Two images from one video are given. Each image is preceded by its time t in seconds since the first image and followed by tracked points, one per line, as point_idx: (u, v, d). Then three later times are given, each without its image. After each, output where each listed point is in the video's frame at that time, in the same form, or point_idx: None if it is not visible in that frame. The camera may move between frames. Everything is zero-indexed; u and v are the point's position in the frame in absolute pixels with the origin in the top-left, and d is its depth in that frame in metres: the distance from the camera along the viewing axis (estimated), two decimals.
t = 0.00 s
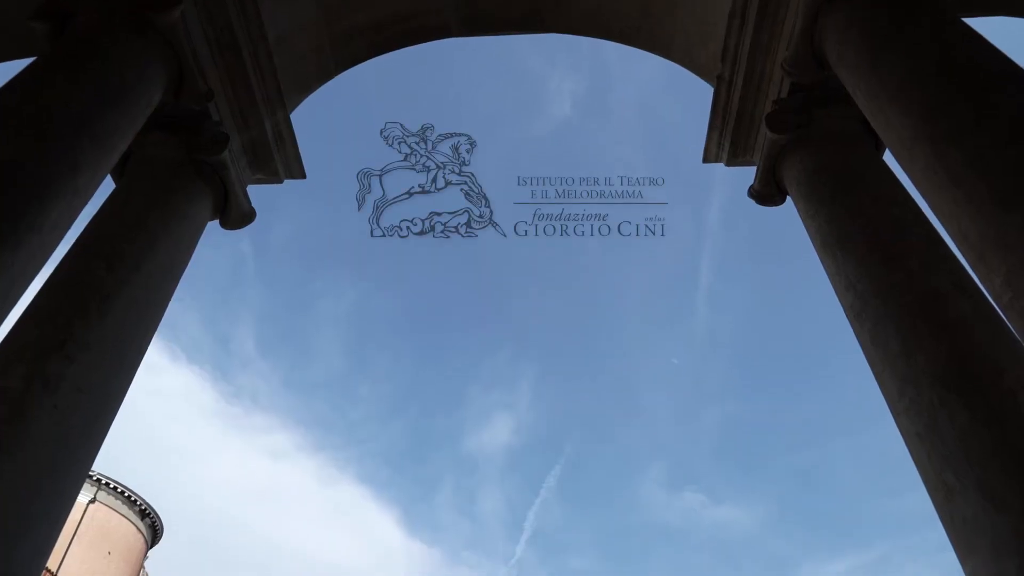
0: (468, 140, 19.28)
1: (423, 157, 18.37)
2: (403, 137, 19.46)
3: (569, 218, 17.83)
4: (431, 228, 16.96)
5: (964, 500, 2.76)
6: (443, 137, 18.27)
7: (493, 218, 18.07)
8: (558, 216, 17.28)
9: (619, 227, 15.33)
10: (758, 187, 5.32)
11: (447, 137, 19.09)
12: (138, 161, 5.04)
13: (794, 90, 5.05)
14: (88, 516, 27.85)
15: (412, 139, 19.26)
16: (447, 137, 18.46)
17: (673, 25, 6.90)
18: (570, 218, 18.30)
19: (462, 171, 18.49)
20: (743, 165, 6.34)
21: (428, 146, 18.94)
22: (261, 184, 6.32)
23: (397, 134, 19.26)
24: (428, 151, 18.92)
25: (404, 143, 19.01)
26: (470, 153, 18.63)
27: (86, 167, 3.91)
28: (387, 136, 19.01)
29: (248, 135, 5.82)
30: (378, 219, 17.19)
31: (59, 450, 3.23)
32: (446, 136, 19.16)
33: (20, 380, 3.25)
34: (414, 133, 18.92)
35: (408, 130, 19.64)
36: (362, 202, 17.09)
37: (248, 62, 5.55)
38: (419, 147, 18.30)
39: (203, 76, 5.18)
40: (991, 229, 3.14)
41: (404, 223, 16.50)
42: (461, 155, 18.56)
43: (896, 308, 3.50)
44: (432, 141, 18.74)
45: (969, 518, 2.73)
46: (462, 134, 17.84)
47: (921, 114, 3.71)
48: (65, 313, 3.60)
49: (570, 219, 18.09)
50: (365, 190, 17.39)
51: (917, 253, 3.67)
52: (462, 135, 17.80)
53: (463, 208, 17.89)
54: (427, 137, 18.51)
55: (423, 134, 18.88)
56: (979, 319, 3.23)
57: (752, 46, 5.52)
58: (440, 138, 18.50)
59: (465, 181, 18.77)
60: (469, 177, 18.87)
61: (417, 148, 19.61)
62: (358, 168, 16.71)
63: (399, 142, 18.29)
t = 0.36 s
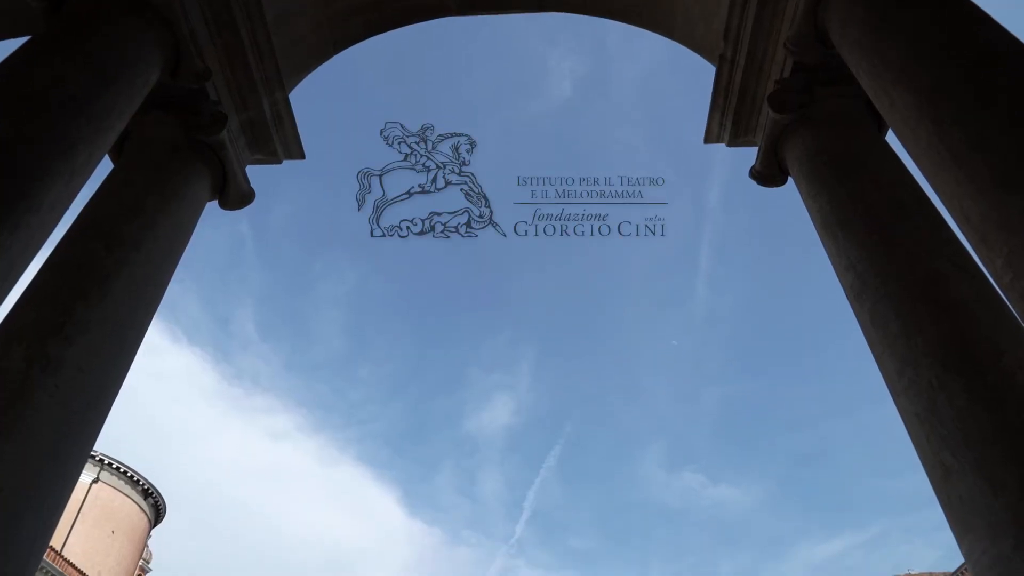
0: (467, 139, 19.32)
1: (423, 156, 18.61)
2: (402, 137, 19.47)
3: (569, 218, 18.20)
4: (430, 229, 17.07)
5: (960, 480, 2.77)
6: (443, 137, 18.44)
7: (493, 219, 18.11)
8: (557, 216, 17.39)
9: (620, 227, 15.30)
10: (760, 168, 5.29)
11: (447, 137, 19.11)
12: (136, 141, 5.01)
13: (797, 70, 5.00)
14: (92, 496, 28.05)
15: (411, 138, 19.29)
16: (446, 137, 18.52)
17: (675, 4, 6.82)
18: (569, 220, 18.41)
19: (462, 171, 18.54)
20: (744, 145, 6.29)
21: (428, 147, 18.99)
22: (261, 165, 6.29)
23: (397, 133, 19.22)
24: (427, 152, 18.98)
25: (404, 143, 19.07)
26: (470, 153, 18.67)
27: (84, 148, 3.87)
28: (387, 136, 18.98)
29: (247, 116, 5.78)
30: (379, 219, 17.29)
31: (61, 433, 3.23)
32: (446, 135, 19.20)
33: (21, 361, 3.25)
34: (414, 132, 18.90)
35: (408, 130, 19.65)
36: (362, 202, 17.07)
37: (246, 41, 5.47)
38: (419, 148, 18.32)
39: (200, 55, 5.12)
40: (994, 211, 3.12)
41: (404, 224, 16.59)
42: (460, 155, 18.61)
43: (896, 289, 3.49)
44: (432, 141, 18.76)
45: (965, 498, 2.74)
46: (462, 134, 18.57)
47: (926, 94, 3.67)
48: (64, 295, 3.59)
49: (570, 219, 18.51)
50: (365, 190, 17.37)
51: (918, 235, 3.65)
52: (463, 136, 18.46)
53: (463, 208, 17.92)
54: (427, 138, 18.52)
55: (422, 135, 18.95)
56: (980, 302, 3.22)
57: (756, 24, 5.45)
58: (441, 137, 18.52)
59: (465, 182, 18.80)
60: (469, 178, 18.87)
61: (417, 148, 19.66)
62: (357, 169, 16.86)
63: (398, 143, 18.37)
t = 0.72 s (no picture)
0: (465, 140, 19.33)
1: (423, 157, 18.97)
2: (402, 137, 19.44)
3: (568, 218, 18.89)
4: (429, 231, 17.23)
5: (957, 454, 2.78)
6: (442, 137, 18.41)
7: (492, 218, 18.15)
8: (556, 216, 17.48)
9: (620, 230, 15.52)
10: (761, 144, 5.25)
11: (446, 138, 19.08)
12: (133, 116, 4.97)
13: (800, 44, 4.94)
14: (95, 473, 28.21)
15: (411, 139, 19.26)
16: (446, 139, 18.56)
17: None
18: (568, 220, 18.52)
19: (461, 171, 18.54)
20: (747, 121, 6.23)
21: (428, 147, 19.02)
22: (260, 140, 6.25)
23: (396, 131, 19.14)
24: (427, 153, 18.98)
25: (404, 143, 19.11)
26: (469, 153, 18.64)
27: (80, 122, 3.83)
28: (385, 137, 18.96)
29: (244, 90, 5.72)
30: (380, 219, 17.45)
31: (62, 409, 3.24)
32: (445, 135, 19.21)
33: (21, 336, 3.25)
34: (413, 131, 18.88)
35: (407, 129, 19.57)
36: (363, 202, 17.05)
37: (243, 15, 5.40)
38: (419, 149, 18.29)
39: (197, 28, 5.05)
40: (998, 186, 3.10)
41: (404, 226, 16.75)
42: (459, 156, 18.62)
43: (897, 266, 3.47)
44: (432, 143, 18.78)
45: (961, 472, 2.75)
46: (462, 134, 20.73)
47: (930, 69, 3.63)
48: (61, 270, 3.57)
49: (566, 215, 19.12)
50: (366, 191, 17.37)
51: (920, 210, 3.63)
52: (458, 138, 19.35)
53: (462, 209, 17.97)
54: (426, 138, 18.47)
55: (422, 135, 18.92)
56: (979, 277, 3.21)
57: None
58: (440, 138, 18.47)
59: (465, 182, 18.84)
60: (468, 178, 18.88)
61: (416, 148, 19.68)
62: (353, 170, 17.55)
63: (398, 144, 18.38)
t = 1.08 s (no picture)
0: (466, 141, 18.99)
1: (423, 160, 18.44)
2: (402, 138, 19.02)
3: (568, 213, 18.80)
4: (430, 231, 16.83)
5: (955, 428, 2.79)
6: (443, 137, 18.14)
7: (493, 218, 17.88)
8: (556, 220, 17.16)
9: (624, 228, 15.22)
10: (763, 118, 5.20)
11: (446, 138, 18.72)
12: (129, 88, 4.91)
13: (804, 15, 4.87)
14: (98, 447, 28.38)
15: (412, 140, 18.85)
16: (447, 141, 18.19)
17: None
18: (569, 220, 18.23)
19: (462, 171, 18.25)
20: (748, 95, 6.16)
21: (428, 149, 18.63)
22: (257, 114, 6.19)
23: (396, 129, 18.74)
24: (427, 154, 18.61)
25: (404, 146, 18.70)
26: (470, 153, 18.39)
27: (76, 94, 3.78)
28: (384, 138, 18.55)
29: (242, 63, 5.65)
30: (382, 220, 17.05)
31: (62, 384, 3.24)
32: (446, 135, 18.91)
33: (21, 311, 3.24)
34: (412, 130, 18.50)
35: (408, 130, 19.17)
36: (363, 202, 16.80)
37: None
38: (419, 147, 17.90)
39: None
40: (1001, 161, 3.07)
41: (407, 225, 16.29)
42: (459, 158, 18.14)
43: (897, 241, 3.46)
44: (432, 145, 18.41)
45: (958, 446, 2.77)
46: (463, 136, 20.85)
47: (935, 40, 3.58)
48: (59, 245, 3.55)
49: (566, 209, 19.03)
50: (365, 191, 17.00)
51: (922, 185, 3.60)
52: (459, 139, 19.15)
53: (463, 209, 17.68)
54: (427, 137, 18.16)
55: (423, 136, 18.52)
56: (981, 252, 3.20)
57: None
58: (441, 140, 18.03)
59: (464, 184, 18.53)
60: (469, 180, 18.49)
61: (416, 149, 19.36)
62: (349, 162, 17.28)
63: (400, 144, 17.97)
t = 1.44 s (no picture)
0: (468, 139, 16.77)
1: (422, 157, 16.45)
2: (400, 137, 17.10)
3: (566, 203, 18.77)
4: (428, 232, 12.37)
5: (953, 398, 2.80)
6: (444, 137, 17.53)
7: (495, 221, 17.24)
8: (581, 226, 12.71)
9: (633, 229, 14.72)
10: (766, 87, 5.14)
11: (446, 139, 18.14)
12: (125, 56, 4.84)
13: None
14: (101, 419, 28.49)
15: (410, 139, 16.87)
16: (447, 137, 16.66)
17: None
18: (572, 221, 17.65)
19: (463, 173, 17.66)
20: (751, 64, 6.10)
21: (427, 146, 16.65)
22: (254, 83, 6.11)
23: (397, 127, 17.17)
24: (427, 152, 16.50)
25: (403, 143, 16.93)
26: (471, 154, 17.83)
27: (69, 63, 3.72)
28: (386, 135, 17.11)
29: (237, 31, 5.56)
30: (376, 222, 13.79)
31: (62, 354, 3.24)
32: (445, 133, 16.84)
33: (20, 281, 3.23)
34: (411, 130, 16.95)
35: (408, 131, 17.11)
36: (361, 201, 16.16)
37: None
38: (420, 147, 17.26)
39: None
40: (1006, 130, 3.04)
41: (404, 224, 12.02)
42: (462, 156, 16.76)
43: (899, 212, 3.43)
44: (433, 140, 16.60)
45: (956, 417, 2.78)
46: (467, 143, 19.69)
47: (943, 7, 3.52)
48: (57, 215, 3.53)
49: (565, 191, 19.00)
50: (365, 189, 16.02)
51: (925, 154, 3.57)
52: (462, 137, 16.80)
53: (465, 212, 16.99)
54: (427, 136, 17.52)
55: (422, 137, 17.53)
56: (983, 222, 3.18)
57: None
58: (440, 139, 16.88)
59: (463, 184, 15.09)
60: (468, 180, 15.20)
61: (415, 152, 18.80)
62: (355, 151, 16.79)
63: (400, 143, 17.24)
